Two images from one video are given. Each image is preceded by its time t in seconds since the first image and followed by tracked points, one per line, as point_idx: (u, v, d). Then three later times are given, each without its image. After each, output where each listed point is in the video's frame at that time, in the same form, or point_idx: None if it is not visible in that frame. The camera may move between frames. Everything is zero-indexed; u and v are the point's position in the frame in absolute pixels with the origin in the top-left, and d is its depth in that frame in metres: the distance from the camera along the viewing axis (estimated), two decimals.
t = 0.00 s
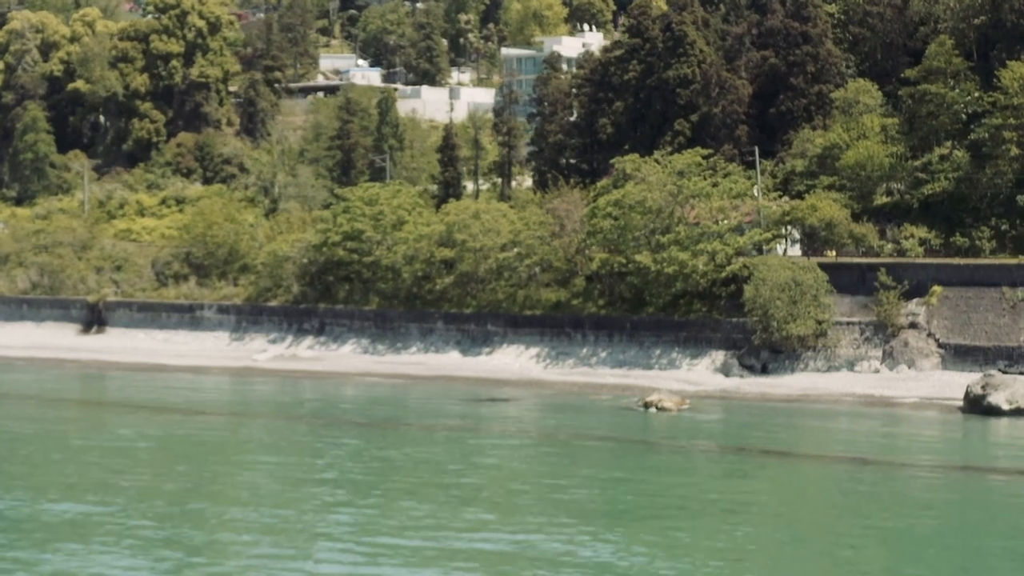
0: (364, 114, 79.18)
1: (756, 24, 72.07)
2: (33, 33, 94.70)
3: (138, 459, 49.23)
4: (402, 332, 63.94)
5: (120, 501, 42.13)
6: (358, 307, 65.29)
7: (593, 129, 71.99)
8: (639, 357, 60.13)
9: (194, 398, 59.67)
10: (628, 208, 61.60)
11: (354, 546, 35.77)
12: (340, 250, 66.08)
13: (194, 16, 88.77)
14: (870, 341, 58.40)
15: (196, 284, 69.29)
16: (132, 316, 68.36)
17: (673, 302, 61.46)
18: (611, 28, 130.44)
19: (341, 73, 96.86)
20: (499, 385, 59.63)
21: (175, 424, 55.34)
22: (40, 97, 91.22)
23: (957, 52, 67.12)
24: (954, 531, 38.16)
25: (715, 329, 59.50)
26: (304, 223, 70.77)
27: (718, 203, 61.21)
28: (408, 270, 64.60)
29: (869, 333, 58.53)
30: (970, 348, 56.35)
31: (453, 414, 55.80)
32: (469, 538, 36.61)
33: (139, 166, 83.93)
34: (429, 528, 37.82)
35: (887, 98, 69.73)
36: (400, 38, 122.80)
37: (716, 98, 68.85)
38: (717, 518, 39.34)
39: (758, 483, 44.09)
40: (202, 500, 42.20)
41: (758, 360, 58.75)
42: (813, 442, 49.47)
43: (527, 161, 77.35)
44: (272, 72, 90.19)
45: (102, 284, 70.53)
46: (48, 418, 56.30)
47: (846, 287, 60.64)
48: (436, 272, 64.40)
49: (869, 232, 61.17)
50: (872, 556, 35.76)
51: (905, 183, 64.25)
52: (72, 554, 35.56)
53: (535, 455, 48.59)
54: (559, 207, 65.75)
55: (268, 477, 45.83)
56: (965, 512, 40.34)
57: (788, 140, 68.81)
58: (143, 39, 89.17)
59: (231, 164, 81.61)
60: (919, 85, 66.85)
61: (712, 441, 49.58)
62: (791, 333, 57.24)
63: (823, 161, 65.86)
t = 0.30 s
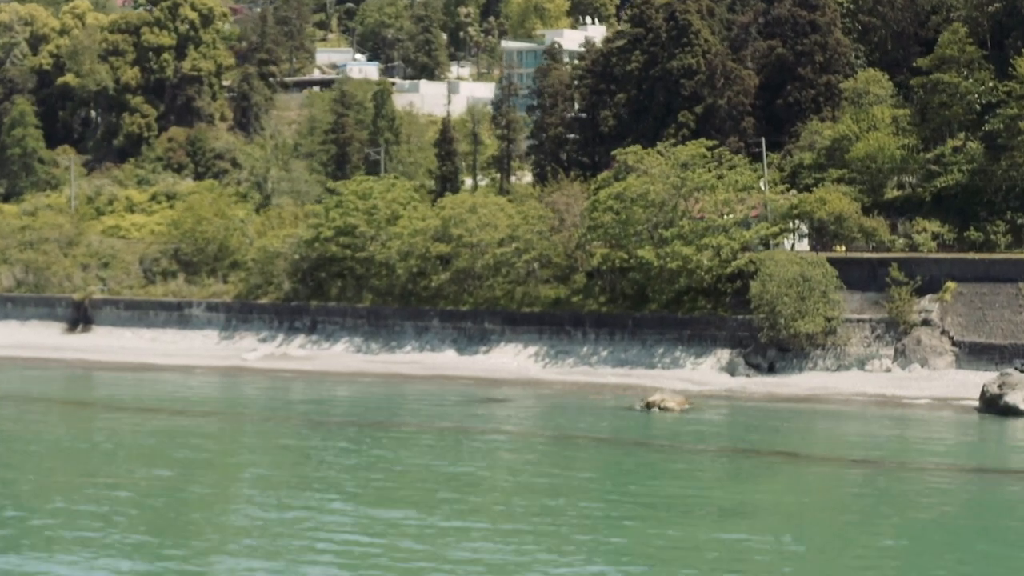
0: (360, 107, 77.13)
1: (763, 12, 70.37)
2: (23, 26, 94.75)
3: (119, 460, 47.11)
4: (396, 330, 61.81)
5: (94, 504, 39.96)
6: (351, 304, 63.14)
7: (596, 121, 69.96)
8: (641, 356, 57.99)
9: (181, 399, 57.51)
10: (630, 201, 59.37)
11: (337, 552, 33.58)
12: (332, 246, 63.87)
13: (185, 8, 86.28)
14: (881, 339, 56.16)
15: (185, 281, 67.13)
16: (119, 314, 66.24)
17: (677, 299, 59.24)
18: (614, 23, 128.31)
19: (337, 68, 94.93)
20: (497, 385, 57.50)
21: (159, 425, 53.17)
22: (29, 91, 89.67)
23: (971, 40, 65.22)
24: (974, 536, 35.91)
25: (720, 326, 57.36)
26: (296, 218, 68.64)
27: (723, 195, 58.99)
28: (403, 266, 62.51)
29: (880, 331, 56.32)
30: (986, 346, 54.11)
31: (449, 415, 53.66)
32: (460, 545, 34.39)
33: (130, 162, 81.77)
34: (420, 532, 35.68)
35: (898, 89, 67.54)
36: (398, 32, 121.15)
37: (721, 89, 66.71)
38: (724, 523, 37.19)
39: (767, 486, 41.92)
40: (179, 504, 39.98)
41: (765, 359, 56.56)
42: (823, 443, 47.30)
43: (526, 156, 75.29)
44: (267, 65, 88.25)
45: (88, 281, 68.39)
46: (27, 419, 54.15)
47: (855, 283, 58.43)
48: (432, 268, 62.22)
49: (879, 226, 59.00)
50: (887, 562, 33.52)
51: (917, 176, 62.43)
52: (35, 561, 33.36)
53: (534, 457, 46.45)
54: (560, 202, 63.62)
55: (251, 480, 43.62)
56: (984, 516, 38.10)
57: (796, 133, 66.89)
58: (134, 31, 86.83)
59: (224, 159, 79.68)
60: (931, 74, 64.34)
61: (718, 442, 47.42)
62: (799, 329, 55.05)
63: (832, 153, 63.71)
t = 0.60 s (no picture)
0: (354, 99, 74.96)
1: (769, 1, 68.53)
2: (12, 20, 94.21)
3: (94, 461, 44.92)
4: (389, 328, 59.57)
5: (59, 506, 37.72)
6: (342, 301, 60.88)
7: (596, 111, 67.72)
8: (643, 355, 55.78)
9: (164, 399, 55.29)
10: (632, 193, 56.97)
11: (311, 560, 31.32)
12: (324, 241, 61.56)
13: None
14: (893, 337, 53.85)
15: (172, 277, 64.91)
16: (104, 312, 64.04)
17: (680, 295, 57.01)
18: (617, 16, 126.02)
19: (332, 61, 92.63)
20: (492, 385, 55.25)
21: (139, 426, 50.95)
22: (16, 85, 87.65)
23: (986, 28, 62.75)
24: (993, 542, 33.61)
25: (726, 324, 55.11)
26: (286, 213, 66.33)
27: (729, 187, 56.66)
28: (396, 262, 60.14)
29: (892, 329, 54.02)
30: (1003, 344, 51.78)
31: (442, 415, 51.40)
32: (443, 552, 32.12)
33: (119, 156, 79.61)
34: (405, 537, 33.46)
35: (909, 78, 65.24)
36: (396, 24, 119.18)
37: (727, 79, 64.57)
38: (730, 528, 34.92)
39: (774, 489, 39.65)
40: (150, 507, 37.73)
41: (772, 358, 54.30)
42: (833, 445, 44.98)
43: (525, 149, 73.05)
44: (260, 58, 86.64)
45: (72, 278, 66.14)
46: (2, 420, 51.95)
47: (866, 278, 56.06)
48: (426, 264, 59.93)
49: (891, 219, 56.78)
50: (901, 570, 31.23)
51: (930, 168, 60.05)
52: None
53: (529, 459, 44.21)
54: (559, 194, 61.13)
55: (229, 482, 41.39)
56: (1004, 521, 35.79)
57: (803, 124, 64.60)
58: (124, 23, 85.10)
59: (215, 154, 77.43)
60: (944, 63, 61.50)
61: (722, 444, 45.13)
62: (808, 327, 52.85)
63: (841, 144, 61.59)
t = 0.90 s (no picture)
0: (348, 92, 72.81)
1: None
2: None
3: (68, 463, 42.73)
4: (381, 327, 57.31)
5: (21, 514, 35.54)
6: (332, 299, 58.63)
7: (597, 101, 65.36)
8: (645, 354, 53.56)
9: (145, 401, 53.11)
10: (633, 185, 54.64)
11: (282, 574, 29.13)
12: (314, 236, 59.49)
13: None
14: (905, 335, 51.52)
15: (157, 275, 62.70)
16: (87, 311, 61.85)
17: (683, 291, 54.79)
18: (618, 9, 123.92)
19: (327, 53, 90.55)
20: (488, 385, 53.07)
21: (116, 428, 48.77)
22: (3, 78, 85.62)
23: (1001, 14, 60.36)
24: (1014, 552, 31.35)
25: (731, 322, 52.85)
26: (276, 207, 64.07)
27: (734, 178, 54.31)
28: (388, 258, 57.91)
29: (904, 326, 51.62)
30: (1020, 342, 49.46)
31: (436, 416, 49.20)
32: (424, 565, 29.92)
33: (107, 152, 77.40)
34: (391, 548, 31.29)
35: (921, 67, 63.04)
36: (392, 16, 117.07)
37: (731, 69, 61.78)
38: (738, 538, 32.75)
39: (782, 495, 37.42)
40: (117, 514, 35.55)
41: (779, 356, 52.06)
42: (843, 446, 42.72)
43: (524, 142, 70.89)
44: (254, 49, 85.30)
45: (55, 276, 63.94)
46: None
47: (877, 273, 53.69)
48: (420, 260, 57.68)
49: (903, 213, 54.47)
50: None
51: (943, 160, 57.88)
52: None
53: (526, 462, 42.02)
54: (557, 185, 58.74)
55: (203, 488, 39.18)
56: None
57: (811, 115, 62.47)
58: (113, 15, 83.34)
59: (205, 148, 75.19)
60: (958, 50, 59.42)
61: (728, 446, 42.89)
62: (817, 325, 50.69)
63: (851, 136, 59.37)
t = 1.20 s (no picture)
0: (341, 85, 70.84)
1: None
2: None
3: (40, 465, 40.65)
4: (372, 325, 55.22)
5: None
6: (322, 296, 56.56)
7: (597, 94, 63.35)
8: (646, 353, 51.48)
9: (126, 401, 51.08)
10: (634, 177, 52.47)
11: None
12: (303, 232, 57.28)
13: None
14: (918, 333, 49.39)
15: (142, 272, 60.66)
16: (70, 309, 59.81)
17: (686, 288, 52.73)
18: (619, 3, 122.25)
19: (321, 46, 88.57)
20: (483, 385, 51.01)
21: (93, 428, 46.71)
22: None
23: None
24: None
25: (736, 319, 50.76)
26: (265, 202, 61.97)
27: (739, 170, 52.16)
28: (380, 254, 55.85)
29: (916, 324, 49.49)
30: None
31: (429, 418, 47.13)
32: None
33: (95, 147, 75.37)
34: (375, 558, 29.24)
35: (933, 56, 60.89)
36: (390, 10, 115.27)
37: (736, 59, 60.04)
38: (745, 547, 30.68)
39: (789, 499, 35.34)
40: (83, 518, 33.48)
41: (786, 355, 49.99)
42: (854, 449, 40.61)
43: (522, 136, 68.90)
44: (245, 44, 86.78)
45: (37, 274, 61.84)
46: None
47: (888, 269, 51.57)
48: (413, 256, 55.59)
49: (914, 206, 52.42)
50: None
51: (957, 152, 55.60)
52: None
53: (521, 465, 39.95)
54: (553, 177, 56.59)
55: (178, 491, 37.09)
56: None
57: (819, 107, 60.52)
58: (99, 7, 82.10)
59: (195, 142, 73.91)
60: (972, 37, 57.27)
61: (733, 448, 40.78)
62: (826, 322, 48.63)
63: (860, 127, 57.39)
